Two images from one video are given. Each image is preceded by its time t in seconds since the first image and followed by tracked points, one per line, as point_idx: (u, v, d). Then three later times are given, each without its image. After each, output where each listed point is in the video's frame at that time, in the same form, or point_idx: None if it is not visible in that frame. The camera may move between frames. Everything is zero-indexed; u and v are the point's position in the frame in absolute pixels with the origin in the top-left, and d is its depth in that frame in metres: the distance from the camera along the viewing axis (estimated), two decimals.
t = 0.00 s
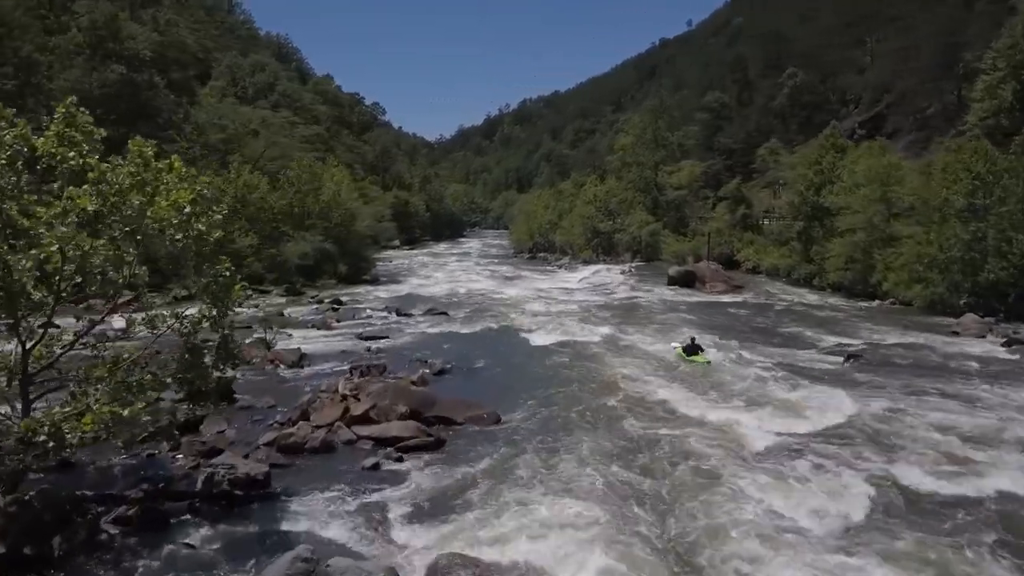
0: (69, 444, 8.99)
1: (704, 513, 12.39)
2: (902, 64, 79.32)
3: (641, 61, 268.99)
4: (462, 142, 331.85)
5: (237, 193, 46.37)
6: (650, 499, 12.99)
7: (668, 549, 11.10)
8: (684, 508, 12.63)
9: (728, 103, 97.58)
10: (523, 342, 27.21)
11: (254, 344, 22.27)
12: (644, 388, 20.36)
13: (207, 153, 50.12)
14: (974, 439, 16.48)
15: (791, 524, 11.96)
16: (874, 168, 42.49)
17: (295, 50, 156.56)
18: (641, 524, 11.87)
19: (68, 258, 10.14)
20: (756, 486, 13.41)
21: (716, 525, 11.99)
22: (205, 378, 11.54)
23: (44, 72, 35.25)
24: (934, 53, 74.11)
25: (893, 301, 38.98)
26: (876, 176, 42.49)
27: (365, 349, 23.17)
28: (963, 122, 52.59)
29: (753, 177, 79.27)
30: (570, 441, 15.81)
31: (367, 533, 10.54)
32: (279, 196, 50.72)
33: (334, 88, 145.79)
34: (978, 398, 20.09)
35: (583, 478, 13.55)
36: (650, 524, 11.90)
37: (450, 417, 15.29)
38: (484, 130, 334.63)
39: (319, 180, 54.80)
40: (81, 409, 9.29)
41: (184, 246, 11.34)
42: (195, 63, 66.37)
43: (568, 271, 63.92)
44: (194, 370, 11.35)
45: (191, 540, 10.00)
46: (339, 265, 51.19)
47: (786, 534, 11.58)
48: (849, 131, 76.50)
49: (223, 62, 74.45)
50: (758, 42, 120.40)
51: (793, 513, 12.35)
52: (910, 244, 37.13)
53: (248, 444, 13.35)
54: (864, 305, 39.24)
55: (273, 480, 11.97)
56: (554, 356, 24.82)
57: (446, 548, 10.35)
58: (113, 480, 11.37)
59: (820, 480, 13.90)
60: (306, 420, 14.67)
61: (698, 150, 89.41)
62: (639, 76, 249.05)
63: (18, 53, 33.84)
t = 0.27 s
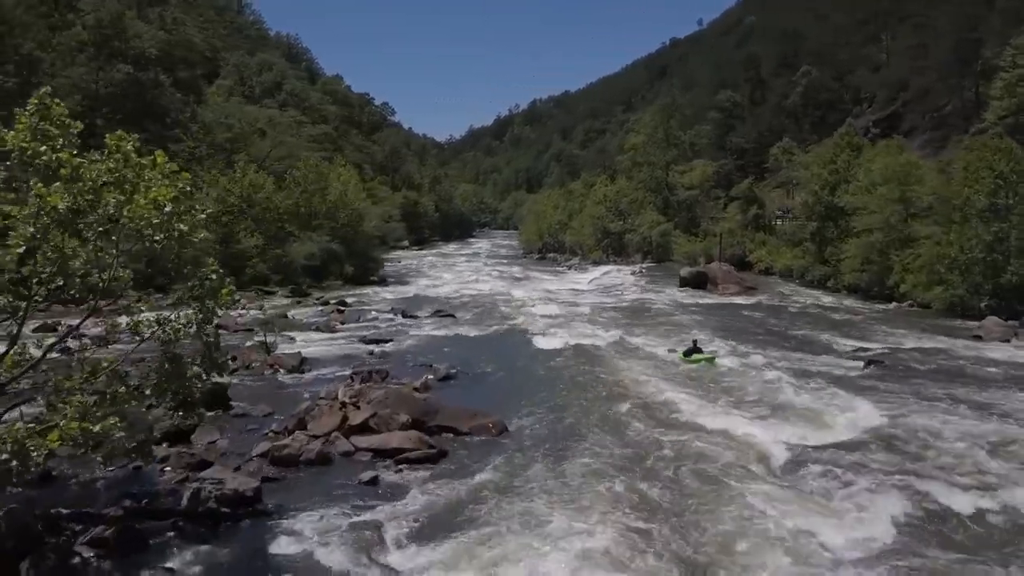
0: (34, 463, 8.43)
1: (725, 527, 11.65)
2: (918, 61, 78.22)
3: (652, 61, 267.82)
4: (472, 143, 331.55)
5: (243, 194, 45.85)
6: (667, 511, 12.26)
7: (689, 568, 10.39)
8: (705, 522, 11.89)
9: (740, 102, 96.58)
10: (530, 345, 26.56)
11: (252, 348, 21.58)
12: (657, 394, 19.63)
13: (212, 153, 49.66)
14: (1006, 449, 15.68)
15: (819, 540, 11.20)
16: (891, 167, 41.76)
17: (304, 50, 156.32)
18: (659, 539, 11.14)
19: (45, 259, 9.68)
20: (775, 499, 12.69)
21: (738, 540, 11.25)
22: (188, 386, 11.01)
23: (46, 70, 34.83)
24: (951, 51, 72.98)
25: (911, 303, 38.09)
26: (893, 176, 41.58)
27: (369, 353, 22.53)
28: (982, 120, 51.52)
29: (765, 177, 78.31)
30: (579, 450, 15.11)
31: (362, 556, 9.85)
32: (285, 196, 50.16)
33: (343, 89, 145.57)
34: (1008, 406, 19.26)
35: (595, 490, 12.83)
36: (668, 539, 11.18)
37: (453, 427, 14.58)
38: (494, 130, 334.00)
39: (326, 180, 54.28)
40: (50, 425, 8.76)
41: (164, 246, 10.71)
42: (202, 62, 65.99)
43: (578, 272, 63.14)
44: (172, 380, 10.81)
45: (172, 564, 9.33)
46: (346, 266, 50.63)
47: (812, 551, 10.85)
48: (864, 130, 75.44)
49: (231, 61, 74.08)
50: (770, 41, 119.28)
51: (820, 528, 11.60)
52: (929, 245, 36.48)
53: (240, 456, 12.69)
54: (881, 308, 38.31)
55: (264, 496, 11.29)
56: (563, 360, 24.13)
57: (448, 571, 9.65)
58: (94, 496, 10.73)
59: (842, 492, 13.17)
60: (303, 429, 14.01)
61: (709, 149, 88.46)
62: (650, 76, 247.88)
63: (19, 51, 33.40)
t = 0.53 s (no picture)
0: None
1: (746, 541, 10.88)
2: (932, 59, 77.09)
3: (661, 61, 266.73)
4: (480, 143, 331.02)
5: (247, 193, 45.28)
6: (684, 524, 11.48)
7: None
8: (724, 535, 11.12)
9: (750, 101, 95.58)
10: (537, 349, 25.85)
11: (250, 351, 20.89)
12: (668, 400, 18.88)
13: (216, 152, 49.13)
14: None
15: (846, 555, 10.43)
16: (907, 166, 40.75)
17: (312, 51, 156.06)
18: (675, 556, 10.38)
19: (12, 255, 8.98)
20: (794, 512, 11.96)
21: (761, 555, 10.49)
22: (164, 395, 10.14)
23: (45, 68, 34.37)
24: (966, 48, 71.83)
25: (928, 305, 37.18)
26: (909, 175, 40.67)
27: (371, 357, 21.85)
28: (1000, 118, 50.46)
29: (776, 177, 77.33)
30: (587, 460, 14.39)
31: None
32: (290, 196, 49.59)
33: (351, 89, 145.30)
34: None
35: (605, 503, 12.07)
36: (686, 556, 10.42)
37: (455, 436, 13.86)
38: (502, 130, 333.43)
39: (332, 179, 53.70)
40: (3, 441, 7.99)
41: (139, 248, 9.97)
42: (208, 61, 65.55)
43: (586, 273, 62.37)
44: (147, 392, 9.93)
45: None
46: (351, 266, 50.04)
47: (840, 567, 10.08)
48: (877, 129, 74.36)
49: (237, 60, 73.65)
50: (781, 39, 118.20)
51: (847, 542, 10.82)
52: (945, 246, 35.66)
53: (229, 468, 12.02)
54: (898, 310, 37.40)
55: (251, 513, 10.60)
56: (571, 364, 23.39)
57: None
58: (70, 513, 10.07)
59: (864, 505, 12.40)
60: (297, 438, 13.33)
61: (719, 149, 87.54)
62: (659, 75, 246.78)
63: (17, 48, 32.90)
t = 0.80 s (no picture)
0: None
1: (767, 566, 10.01)
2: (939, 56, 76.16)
3: (663, 61, 265.82)
4: (483, 143, 330.26)
5: (244, 192, 44.43)
6: (698, 547, 10.62)
7: None
8: (743, 560, 10.25)
9: (754, 99, 94.71)
10: (539, 352, 25.03)
11: (240, 355, 20.08)
12: (676, 406, 18.04)
13: (213, 150, 48.37)
14: None
15: None
16: (916, 164, 39.97)
17: (313, 51, 155.37)
18: None
19: None
20: (816, 530, 11.09)
21: None
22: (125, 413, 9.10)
23: (35, 63, 33.71)
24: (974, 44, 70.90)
25: (939, 307, 36.32)
26: (919, 173, 39.78)
27: (365, 361, 21.04)
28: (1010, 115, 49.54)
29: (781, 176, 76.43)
30: (590, 471, 13.57)
31: None
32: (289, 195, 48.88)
33: (352, 88, 144.61)
34: None
35: (612, 522, 11.21)
36: None
37: (449, 448, 13.00)
38: (504, 131, 332.70)
39: (331, 178, 52.87)
40: None
41: (96, 246, 9.03)
42: (207, 59, 64.89)
43: (589, 273, 61.58)
44: (103, 406, 8.80)
45: None
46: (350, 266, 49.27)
47: None
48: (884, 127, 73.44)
49: (237, 58, 72.94)
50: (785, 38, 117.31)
51: (874, 566, 9.97)
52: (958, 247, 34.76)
53: (206, 484, 11.20)
54: (908, 311, 36.52)
55: (225, 535, 9.77)
56: (574, 368, 22.56)
57: None
58: (27, 535, 9.25)
59: (885, 520, 11.60)
60: (282, 450, 12.51)
61: (723, 148, 86.66)
62: (661, 75, 245.85)
63: (6, 42, 32.20)
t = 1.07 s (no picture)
0: None
1: None
2: (946, 53, 75.32)
3: (666, 61, 264.88)
4: (485, 143, 329.38)
5: (241, 190, 43.73)
6: (712, 561, 9.92)
7: None
8: None
9: (758, 98, 93.92)
10: (539, 354, 24.30)
11: (229, 359, 19.38)
12: (682, 412, 17.32)
13: (210, 149, 47.79)
14: None
15: None
16: (926, 161, 39.42)
17: (315, 50, 154.69)
18: None
19: None
20: (835, 546, 10.39)
21: None
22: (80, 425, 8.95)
23: (26, 58, 33.10)
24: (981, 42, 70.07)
25: (950, 308, 35.57)
26: (929, 170, 39.19)
27: (360, 364, 20.33)
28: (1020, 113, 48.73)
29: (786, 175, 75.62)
30: (593, 479, 12.85)
31: None
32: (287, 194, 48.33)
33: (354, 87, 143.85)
34: None
35: (620, 534, 10.50)
36: None
37: (444, 459, 12.25)
38: (507, 130, 331.71)
39: (330, 177, 52.20)
40: None
41: (44, 241, 8.81)
42: (205, 57, 64.31)
43: (591, 273, 60.88)
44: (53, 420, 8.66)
45: None
46: (349, 266, 48.60)
47: None
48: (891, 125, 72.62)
49: (236, 56, 72.33)
50: (789, 36, 116.42)
51: None
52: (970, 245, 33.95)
53: (182, 498, 10.51)
54: (918, 312, 35.78)
55: (200, 555, 9.08)
56: (576, 371, 21.84)
57: None
58: None
59: (909, 533, 10.89)
60: (266, 460, 11.80)
61: (726, 147, 85.93)
62: (664, 75, 244.84)
63: None
